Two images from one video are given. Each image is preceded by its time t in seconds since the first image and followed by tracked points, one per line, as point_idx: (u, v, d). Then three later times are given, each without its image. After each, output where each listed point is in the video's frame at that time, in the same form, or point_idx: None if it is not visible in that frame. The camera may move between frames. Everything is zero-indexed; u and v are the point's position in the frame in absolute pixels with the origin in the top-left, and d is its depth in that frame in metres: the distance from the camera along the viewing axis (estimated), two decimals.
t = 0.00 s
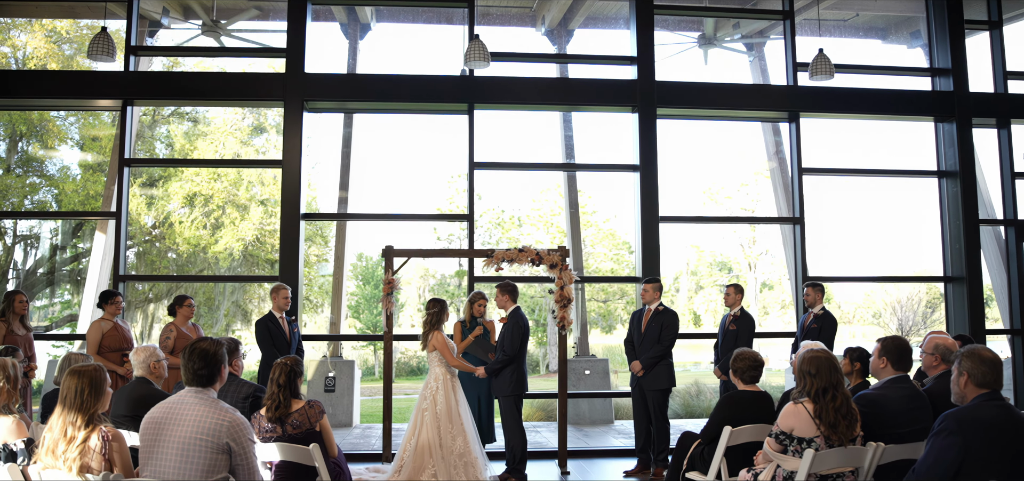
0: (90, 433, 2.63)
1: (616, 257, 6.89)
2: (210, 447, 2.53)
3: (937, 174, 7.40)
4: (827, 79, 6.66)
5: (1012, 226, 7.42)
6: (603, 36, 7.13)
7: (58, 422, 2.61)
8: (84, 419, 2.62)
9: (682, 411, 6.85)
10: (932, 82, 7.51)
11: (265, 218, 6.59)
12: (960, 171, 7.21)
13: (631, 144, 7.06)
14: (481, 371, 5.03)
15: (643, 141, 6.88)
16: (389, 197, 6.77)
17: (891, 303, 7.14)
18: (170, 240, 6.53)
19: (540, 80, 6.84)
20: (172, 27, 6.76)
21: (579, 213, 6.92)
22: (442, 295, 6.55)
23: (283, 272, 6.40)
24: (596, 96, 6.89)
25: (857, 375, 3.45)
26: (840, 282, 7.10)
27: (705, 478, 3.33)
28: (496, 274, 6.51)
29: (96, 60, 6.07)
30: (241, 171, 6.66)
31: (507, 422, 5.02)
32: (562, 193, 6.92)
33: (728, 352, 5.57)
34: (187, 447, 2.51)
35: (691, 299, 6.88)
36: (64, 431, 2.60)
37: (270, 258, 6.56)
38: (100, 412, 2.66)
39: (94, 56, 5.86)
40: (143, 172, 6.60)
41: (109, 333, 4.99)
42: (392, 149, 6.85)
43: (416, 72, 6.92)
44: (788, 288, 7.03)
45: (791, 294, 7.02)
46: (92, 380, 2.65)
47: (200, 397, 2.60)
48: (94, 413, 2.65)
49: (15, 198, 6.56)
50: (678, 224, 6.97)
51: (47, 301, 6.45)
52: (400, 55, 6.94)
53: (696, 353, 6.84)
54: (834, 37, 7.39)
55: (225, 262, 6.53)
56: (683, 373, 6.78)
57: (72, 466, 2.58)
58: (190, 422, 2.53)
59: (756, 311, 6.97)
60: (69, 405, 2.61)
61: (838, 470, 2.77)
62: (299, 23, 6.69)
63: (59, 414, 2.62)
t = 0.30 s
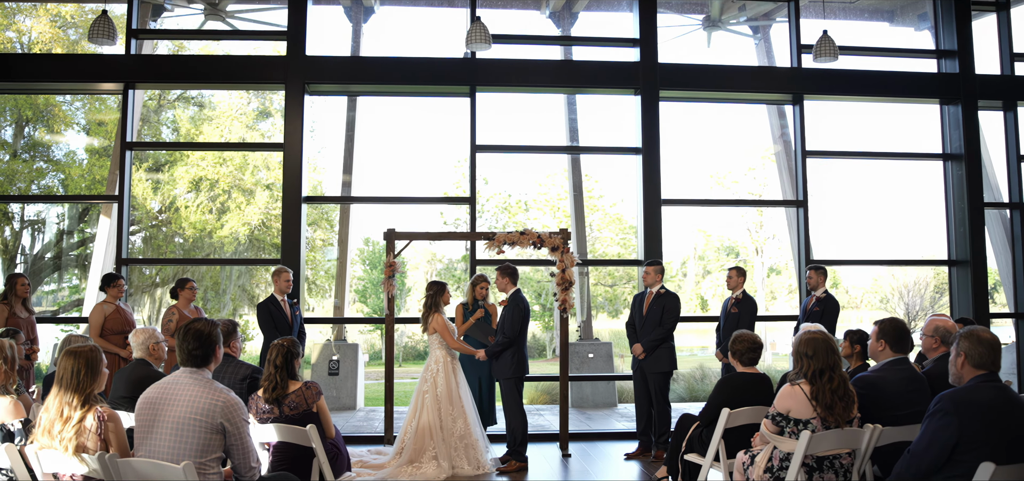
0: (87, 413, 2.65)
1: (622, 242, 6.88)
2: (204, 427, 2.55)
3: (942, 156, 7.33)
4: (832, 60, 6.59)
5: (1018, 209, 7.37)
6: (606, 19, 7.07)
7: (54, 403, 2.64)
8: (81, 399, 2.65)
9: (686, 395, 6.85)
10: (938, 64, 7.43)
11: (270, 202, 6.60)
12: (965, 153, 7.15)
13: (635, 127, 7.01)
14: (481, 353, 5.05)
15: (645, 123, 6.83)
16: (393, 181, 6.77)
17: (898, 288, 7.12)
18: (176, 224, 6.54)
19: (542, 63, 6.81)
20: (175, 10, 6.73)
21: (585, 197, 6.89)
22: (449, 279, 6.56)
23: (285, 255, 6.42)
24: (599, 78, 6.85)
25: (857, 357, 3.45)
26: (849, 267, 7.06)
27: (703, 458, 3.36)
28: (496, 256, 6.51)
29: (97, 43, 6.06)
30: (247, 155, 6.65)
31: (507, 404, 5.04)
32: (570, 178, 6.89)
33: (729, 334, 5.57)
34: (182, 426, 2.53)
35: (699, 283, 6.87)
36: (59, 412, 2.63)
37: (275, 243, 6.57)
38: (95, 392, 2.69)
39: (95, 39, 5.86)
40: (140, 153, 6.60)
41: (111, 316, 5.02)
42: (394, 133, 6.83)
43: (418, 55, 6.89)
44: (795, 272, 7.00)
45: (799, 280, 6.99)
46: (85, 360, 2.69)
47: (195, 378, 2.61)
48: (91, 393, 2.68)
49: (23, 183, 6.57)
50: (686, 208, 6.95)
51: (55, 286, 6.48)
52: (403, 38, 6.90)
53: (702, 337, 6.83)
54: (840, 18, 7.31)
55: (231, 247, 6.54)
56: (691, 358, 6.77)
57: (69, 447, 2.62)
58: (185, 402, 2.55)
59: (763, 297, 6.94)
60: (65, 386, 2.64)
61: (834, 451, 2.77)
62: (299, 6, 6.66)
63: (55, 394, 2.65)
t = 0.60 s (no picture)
0: (85, 392, 2.69)
1: (629, 226, 6.86)
2: (200, 408, 2.57)
3: (948, 139, 7.27)
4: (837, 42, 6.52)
5: None
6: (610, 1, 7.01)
7: (55, 383, 2.68)
8: (81, 379, 2.69)
9: (691, 378, 6.87)
10: (945, 46, 7.35)
11: (276, 187, 6.61)
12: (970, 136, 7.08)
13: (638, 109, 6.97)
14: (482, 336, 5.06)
15: (649, 106, 6.80)
16: (399, 165, 6.76)
17: (905, 272, 7.09)
18: (182, 209, 6.55)
19: (546, 46, 6.77)
20: None
21: (591, 182, 6.87)
22: (456, 265, 6.57)
23: (288, 239, 6.43)
24: (602, 61, 6.81)
25: (858, 340, 3.45)
26: (857, 251, 7.04)
27: (703, 440, 3.39)
28: (499, 239, 6.52)
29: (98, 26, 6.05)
30: (252, 139, 6.65)
31: (509, 387, 5.06)
32: (575, 162, 6.87)
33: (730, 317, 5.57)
34: (177, 406, 2.55)
35: (706, 268, 6.87)
36: (58, 392, 2.67)
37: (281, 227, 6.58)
38: (95, 371, 2.73)
39: (96, 22, 5.85)
40: (146, 138, 6.60)
41: (114, 299, 5.07)
42: (397, 116, 6.82)
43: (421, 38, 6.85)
44: (802, 257, 6.98)
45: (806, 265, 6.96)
46: (81, 341, 2.71)
47: (191, 358, 2.63)
48: (90, 373, 2.72)
49: (30, 168, 6.58)
50: (693, 193, 6.93)
51: (63, 271, 6.51)
52: (405, 21, 6.87)
53: (709, 322, 6.83)
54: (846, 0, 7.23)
55: (237, 231, 6.56)
56: (698, 343, 6.78)
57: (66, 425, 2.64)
58: (181, 382, 2.57)
59: (771, 281, 6.91)
60: (64, 367, 2.67)
61: (832, 433, 2.78)
62: None
63: (55, 374, 2.69)
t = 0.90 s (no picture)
0: (84, 374, 2.71)
1: (634, 211, 6.85)
2: (197, 389, 2.59)
3: (953, 122, 7.20)
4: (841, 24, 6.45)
5: None
6: None
7: (55, 365, 2.71)
8: (79, 361, 2.72)
9: (696, 362, 6.89)
10: (951, 28, 7.26)
11: (281, 171, 6.61)
12: (975, 119, 7.01)
13: (642, 93, 6.93)
14: (484, 319, 5.09)
15: (651, 89, 6.77)
16: (403, 150, 6.75)
17: (911, 257, 7.07)
18: (187, 194, 6.57)
19: (548, 29, 6.72)
20: None
21: (597, 166, 6.85)
22: (462, 249, 6.56)
23: (290, 222, 6.45)
24: (605, 43, 6.76)
25: (858, 323, 3.45)
26: (864, 236, 7.01)
27: (702, 423, 3.41)
28: (502, 223, 6.51)
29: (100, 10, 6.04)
30: (257, 124, 6.65)
31: (511, 370, 5.09)
32: (580, 146, 6.84)
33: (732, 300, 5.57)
34: (174, 387, 2.57)
35: (713, 253, 6.84)
36: (58, 374, 2.70)
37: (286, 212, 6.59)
38: (93, 354, 2.76)
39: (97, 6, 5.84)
40: (151, 123, 6.61)
41: (116, 283, 5.10)
42: (401, 101, 6.80)
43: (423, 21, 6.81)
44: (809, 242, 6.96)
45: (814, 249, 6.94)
46: (80, 324, 2.73)
47: (188, 340, 2.65)
48: (89, 356, 2.75)
49: (37, 152, 6.60)
50: (700, 177, 6.91)
51: (71, 256, 6.55)
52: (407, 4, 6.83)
53: (714, 306, 6.82)
54: None
55: (242, 215, 6.57)
56: (705, 327, 6.79)
57: (66, 406, 2.67)
58: (177, 363, 2.59)
59: (778, 266, 6.90)
60: (63, 348, 2.71)
61: (830, 416, 2.80)
62: None
63: (54, 356, 2.72)
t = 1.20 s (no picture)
0: (83, 356, 2.74)
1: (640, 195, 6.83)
2: (195, 370, 2.61)
3: (959, 105, 7.13)
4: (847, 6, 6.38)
5: None
6: None
7: (56, 346, 2.74)
8: (80, 343, 2.75)
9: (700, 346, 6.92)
10: (958, 10, 7.18)
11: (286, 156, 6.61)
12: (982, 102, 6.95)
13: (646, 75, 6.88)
14: (487, 302, 5.11)
15: (655, 72, 6.72)
16: (408, 134, 6.74)
17: (918, 242, 7.04)
18: (193, 178, 6.58)
19: (551, 11, 6.67)
20: None
21: (603, 150, 6.83)
22: (467, 233, 6.56)
23: (293, 206, 6.46)
24: (608, 26, 6.71)
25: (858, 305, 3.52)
26: (871, 220, 6.98)
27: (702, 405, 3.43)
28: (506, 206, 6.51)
29: None
30: (262, 108, 6.64)
31: (514, 353, 5.12)
32: (585, 130, 6.81)
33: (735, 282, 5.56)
34: (172, 368, 2.60)
35: (720, 238, 6.82)
36: (59, 356, 2.73)
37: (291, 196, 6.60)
38: (95, 337, 2.78)
39: None
40: (156, 107, 6.60)
41: (120, 266, 5.14)
42: (405, 84, 6.78)
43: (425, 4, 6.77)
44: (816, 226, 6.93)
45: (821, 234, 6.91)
46: (83, 307, 2.75)
47: (186, 321, 2.67)
48: (90, 339, 2.77)
49: (43, 137, 6.61)
50: (707, 161, 6.88)
51: (78, 241, 6.58)
52: None
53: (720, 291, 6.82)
54: None
55: (248, 200, 6.59)
56: (712, 311, 6.80)
57: (65, 387, 2.70)
58: (176, 344, 2.61)
59: (785, 251, 6.88)
60: (65, 330, 2.73)
61: (829, 398, 2.80)
62: None
63: (55, 338, 2.75)
